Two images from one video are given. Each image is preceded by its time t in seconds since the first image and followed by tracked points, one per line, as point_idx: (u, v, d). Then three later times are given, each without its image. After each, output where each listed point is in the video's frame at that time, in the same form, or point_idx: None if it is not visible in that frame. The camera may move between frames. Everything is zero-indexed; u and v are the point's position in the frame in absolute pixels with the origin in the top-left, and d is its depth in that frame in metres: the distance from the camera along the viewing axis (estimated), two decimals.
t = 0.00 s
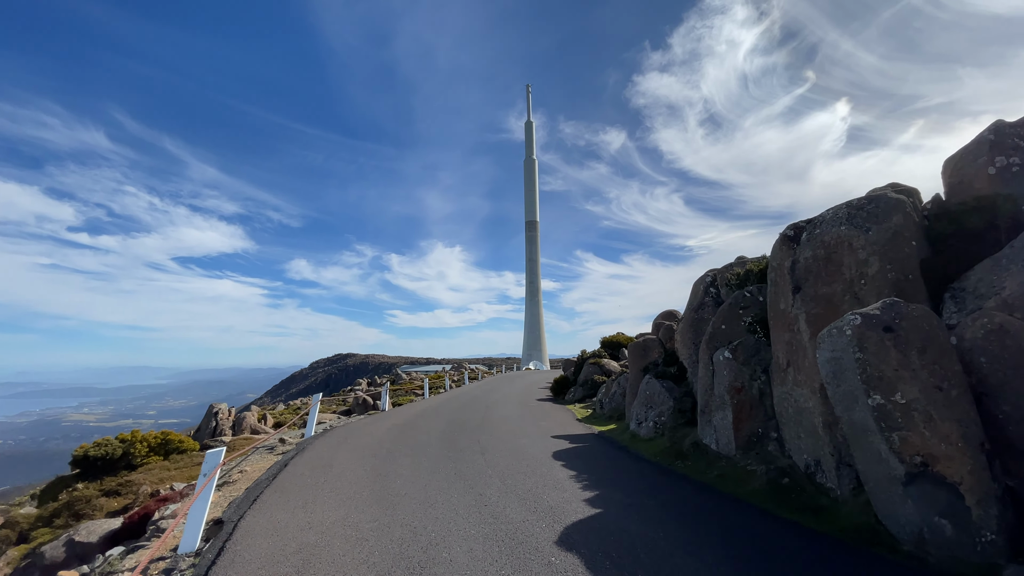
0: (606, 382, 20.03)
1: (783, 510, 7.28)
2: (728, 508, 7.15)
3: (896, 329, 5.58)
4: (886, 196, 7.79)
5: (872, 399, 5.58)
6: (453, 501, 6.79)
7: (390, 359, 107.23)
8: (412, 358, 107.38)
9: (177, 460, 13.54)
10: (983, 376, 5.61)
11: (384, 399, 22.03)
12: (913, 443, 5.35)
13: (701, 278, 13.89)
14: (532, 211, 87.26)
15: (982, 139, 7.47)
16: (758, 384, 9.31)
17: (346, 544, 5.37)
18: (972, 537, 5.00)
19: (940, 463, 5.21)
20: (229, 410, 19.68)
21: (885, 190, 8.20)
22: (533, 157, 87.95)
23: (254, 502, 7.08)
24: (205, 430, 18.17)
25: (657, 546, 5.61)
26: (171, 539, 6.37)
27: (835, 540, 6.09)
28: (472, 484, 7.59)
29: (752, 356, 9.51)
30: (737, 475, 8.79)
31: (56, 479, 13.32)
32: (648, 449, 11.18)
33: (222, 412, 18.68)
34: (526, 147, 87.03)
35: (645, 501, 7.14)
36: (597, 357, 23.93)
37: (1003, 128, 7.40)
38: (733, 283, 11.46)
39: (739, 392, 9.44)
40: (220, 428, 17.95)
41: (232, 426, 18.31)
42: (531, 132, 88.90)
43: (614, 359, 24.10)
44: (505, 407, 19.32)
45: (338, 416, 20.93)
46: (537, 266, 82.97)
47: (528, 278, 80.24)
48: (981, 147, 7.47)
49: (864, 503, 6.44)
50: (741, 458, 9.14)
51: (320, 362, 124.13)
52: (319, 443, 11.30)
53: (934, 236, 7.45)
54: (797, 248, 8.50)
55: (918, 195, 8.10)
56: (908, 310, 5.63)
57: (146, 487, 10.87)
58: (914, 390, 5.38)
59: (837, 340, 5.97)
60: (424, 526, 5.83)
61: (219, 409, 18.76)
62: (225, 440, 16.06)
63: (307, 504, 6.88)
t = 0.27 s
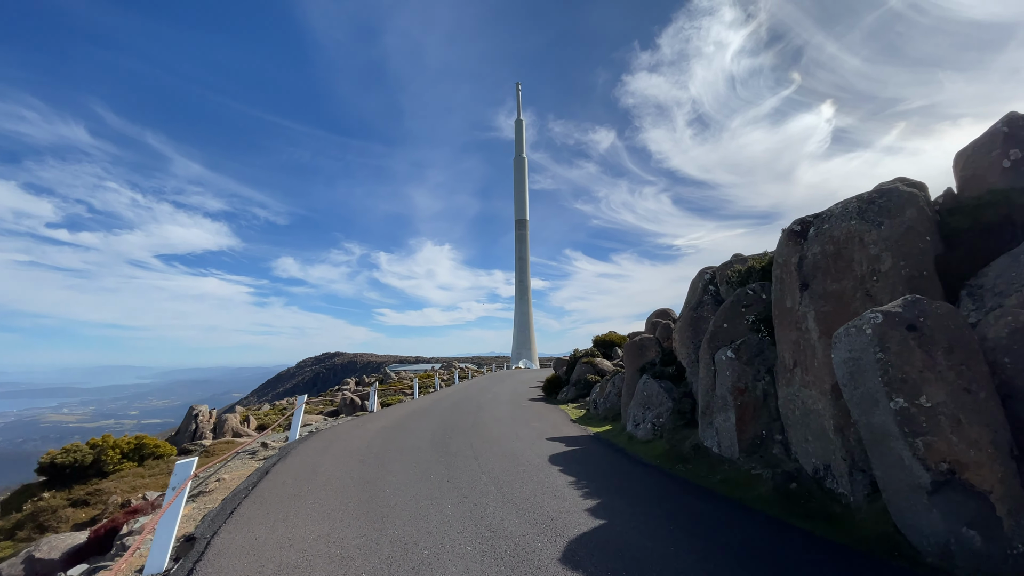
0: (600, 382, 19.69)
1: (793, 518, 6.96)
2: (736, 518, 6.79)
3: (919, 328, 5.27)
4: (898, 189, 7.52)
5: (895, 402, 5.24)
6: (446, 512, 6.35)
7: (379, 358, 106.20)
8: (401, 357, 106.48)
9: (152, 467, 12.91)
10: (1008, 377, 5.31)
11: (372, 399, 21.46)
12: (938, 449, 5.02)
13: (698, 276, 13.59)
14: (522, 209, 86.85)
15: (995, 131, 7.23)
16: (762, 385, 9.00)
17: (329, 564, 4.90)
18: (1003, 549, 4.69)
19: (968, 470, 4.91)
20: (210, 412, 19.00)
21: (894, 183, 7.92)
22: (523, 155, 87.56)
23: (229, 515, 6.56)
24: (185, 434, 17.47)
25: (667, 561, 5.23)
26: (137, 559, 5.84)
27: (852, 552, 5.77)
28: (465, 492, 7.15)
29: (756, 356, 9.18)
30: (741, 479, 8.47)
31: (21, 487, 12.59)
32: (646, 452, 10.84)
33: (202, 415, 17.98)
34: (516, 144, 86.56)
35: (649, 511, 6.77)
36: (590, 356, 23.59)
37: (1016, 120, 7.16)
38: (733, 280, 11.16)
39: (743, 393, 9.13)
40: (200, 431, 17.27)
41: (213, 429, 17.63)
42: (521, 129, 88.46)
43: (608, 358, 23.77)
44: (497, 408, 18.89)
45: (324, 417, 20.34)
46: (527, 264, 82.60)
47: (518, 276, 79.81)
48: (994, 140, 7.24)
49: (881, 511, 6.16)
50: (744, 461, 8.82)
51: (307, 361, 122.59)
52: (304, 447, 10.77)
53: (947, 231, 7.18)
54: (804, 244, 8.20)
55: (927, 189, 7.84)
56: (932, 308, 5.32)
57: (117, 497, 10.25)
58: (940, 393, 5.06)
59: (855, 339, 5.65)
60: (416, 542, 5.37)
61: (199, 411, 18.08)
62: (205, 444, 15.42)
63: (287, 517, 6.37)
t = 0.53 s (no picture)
0: (597, 381, 19.35)
1: (810, 525, 6.63)
2: (750, 528, 6.43)
3: (952, 323, 4.94)
4: (916, 181, 7.21)
5: (927, 403, 4.89)
6: (444, 522, 5.90)
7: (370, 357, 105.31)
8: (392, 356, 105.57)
9: (126, 472, 12.92)
10: None
11: (364, 399, 20.93)
12: (974, 453, 4.68)
13: (701, 273, 13.27)
14: (515, 208, 86.41)
15: (1014, 120, 6.84)
16: (772, 384, 8.66)
17: None
18: None
19: (1007, 476, 4.58)
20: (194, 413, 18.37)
21: (911, 174, 7.60)
22: (515, 154, 87.18)
23: (208, 526, 6.08)
24: (167, 436, 16.84)
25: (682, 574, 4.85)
26: None
27: (876, 562, 5.43)
28: (464, 500, 6.70)
29: (765, 355, 8.84)
30: (750, 482, 8.12)
31: None
32: (648, 454, 10.48)
33: (186, 416, 17.40)
34: (508, 143, 86.20)
35: (659, 518, 6.40)
36: (587, 355, 23.26)
37: None
38: (739, 277, 10.82)
39: (751, 393, 8.80)
40: (183, 433, 16.68)
41: (198, 431, 17.07)
42: (513, 129, 88.03)
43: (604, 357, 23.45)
44: (492, 408, 18.47)
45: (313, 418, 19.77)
46: (519, 263, 82.17)
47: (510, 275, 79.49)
48: (1013, 129, 6.84)
49: (905, 518, 5.83)
50: (753, 463, 8.49)
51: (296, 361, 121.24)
52: (291, 451, 10.25)
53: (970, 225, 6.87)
54: (818, 237, 7.88)
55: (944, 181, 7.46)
56: (966, 302, 5.03)
57: (89, 505, 10.05)
58: (977, 393, 4.74)
59: (882, 336, 5.31)
60: (411, 558, 4.91)
61: (183, 412, 17.46)
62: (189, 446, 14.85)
63: (271, 529, 5.90)
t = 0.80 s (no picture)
0: (595, 383, 18.95)
1: (834, 538, 6.29)
2: (771, 542, 6.03)
3: (998, 323, 4.66)
4: (941, 173, 6.88)
5: (970, 409, 4.57)
6: (444, 538, 5.43)
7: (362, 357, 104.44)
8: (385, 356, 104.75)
9: (108, 478, 12.35)
10: None
11: (356, 401, 20.36)
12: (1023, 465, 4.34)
13: (704, 272, 12.90)
14: (509, 207, 86.00)
15: None
16: (784, 387, 8.29)
17: None
18: None
19: None
20: (181, 415, 17.72)
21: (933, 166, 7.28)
22: (510, 153, 86.79)
23: (187, 543, 5.57)
24: (152, 439, 16.19)
25: None
26: None
27: None
28: (464, 513, 6.24)
29: (777, 356, 8.46)
30: (764, 490, 7.74)
31: None
32: (653, 459, 10.07)
33: (172, 418, 16.80)
34: (503, 142, 85.81)
35: (675, 532, 6.00)
36: (584, 356, 22.85)
37: None
38: (747, 275, 10.44)
39: (763, 396, 8.43)
40: (169, 436, 16.05)
41: (184, 434, 16.44)
42: (508, 129, 87.69)
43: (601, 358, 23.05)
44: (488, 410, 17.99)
45: (305, 420, 19.19)
46: (513, 263, 81.73)
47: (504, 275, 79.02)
48: None
49: (940, 532, 5.55)
50: (766, 470, 8.12)
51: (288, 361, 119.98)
52: (280, 456, 9.73)
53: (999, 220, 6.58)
54: (835, 233, 7.51)
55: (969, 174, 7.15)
56: (1013, 301, 4.75)
57: (65, 515, 9.46)
58: None
59: (921, 338, 5.01)
60: None
61: (168, 414, 16.83)
62: (174, 451, 14.26)
63: (256, 546, 5.40)
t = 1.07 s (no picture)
0: (595, 385, 18.56)
1: (860, 551, 5.94)
2: (793, 558, 5.66)
3: None
4: (969, 166, 6.58)
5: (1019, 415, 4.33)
6: (446, 555, 5.02)
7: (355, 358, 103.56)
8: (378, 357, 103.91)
9: (88, 484, 11.83)
10: None
11: (350, 403, 19.86)
12: None
13: (710, 270, 12.54)
14: (504, 208, 85.64)
15: None
16: (800, 391, 7.92)
17: None
18: None
19: None
20: (168, 418, 17.27)
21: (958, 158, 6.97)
22: (505, 154, 86.58)
23: (167, 560, 5.11)
24: (138, 443, 15.75)
25: None
26: None
27: None
28: (466, 526, 5.82)
29: (792, 358, 8.09)
30: (779, 498, 7.37)
31: None
32: (660, 464, 9.69)
33: (159, 422, 16.51)
34: (499, 143, 85.69)
35: (694, 548, 5.64)
36: (583, 357, 22.48)
37: None
38: (756, 274, 10.08)
39: (777, 399, 8.06)
40: (155, 439, 15.58)
41: (170, 437, 15.94)
42: (503, 129, 87.40)
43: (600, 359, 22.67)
44: (486, 413, 17.54)
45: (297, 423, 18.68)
46: (508, 263, 81.35)
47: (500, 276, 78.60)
48: None
49: (976, 547, 5.21)
50: (781, 477, 7.75)
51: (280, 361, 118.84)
52: (269, 463, 9.25)
53: None
54: (856, 229, 7.16)
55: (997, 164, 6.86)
56: None
57: (41, 524, 8.95)
58: None
59: (964, 338, 4.82)
60: None
61: (154, 417, 16.43)
62: (160, 456, 13.75)
63: (240, 564, 4.95)
